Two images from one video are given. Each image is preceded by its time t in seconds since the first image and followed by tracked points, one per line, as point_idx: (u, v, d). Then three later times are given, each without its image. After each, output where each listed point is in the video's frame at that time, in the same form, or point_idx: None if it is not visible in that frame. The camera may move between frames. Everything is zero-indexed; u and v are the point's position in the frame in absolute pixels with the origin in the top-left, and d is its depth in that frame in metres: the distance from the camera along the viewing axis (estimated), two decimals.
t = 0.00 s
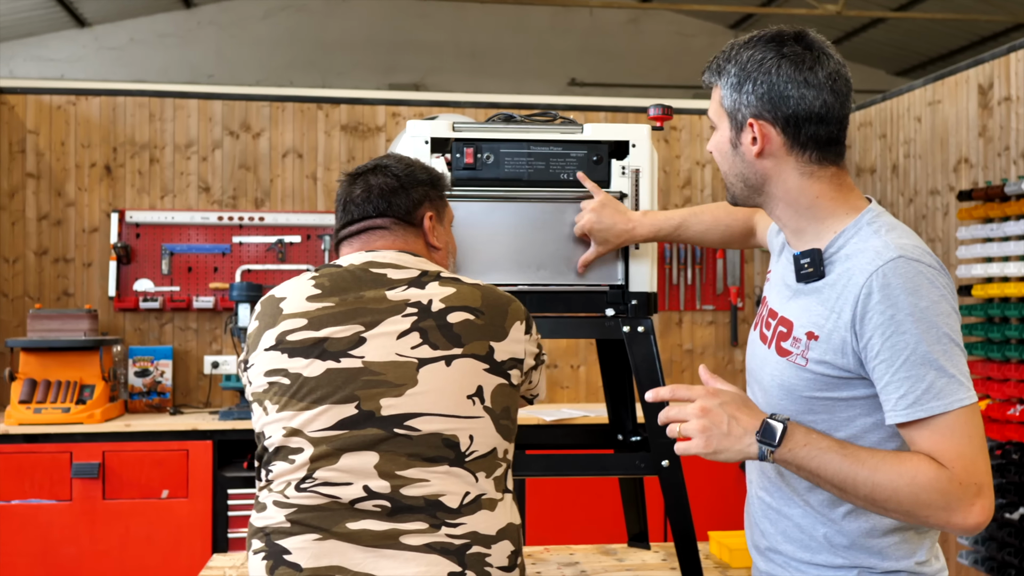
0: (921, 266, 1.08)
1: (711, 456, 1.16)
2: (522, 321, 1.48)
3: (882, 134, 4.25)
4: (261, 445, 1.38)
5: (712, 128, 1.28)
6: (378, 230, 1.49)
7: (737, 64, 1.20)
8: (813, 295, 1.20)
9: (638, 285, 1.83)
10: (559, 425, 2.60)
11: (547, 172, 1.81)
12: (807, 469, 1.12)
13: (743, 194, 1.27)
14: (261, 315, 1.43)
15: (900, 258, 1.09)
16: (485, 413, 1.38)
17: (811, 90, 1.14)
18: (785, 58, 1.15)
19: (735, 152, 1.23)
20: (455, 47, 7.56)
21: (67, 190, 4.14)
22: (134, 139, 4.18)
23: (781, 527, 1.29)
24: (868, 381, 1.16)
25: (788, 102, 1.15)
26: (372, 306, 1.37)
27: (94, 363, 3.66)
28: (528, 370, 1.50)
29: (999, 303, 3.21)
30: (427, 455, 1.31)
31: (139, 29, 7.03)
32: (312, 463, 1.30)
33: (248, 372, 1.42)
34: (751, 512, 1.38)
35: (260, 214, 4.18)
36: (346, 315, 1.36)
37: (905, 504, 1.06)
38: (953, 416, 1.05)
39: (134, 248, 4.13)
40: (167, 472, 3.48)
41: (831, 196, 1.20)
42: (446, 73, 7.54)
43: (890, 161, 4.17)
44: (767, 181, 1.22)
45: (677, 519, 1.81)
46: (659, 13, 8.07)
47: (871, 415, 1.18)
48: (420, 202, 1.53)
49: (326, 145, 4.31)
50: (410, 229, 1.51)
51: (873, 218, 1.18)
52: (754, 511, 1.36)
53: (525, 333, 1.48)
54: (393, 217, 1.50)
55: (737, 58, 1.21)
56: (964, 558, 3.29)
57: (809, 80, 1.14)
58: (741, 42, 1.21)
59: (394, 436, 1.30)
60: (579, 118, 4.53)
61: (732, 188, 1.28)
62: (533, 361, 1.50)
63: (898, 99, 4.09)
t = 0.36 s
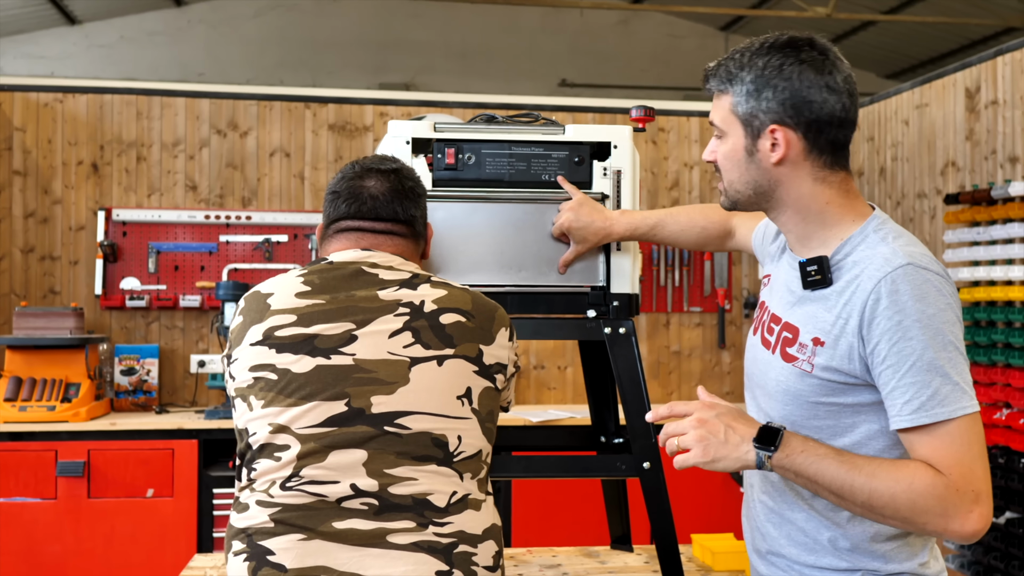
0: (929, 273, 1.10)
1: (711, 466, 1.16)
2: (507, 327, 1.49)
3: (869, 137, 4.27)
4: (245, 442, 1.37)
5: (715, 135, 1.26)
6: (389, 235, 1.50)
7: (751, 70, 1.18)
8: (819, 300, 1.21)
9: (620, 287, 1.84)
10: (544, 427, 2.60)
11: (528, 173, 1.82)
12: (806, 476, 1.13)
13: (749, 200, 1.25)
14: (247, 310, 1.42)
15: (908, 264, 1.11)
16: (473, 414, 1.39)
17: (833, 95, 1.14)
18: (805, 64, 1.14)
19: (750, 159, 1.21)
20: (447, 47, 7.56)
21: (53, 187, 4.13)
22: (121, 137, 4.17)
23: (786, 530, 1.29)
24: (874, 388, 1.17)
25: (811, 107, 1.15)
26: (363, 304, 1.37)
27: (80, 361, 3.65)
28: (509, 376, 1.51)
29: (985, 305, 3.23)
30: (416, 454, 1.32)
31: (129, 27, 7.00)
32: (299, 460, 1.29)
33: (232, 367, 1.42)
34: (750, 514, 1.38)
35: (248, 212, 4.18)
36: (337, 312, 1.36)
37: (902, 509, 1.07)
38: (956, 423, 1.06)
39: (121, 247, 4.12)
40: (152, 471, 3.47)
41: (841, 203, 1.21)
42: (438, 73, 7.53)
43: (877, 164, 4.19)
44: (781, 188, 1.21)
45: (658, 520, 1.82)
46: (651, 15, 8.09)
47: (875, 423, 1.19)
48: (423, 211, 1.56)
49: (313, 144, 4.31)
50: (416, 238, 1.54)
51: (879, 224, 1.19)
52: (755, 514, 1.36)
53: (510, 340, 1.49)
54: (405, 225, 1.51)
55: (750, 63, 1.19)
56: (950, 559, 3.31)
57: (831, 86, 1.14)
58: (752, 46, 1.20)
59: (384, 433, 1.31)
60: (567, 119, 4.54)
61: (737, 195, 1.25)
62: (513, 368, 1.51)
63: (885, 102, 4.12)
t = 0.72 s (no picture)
0: (951, 263, 1.23)
1: (772, 461, 1.19)
2: (508, 332, 1.49)
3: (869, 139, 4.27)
4: (243, 449, 1.37)
5: (803, 129, 1.30)
6: (393, 240, 1.50)
7: (847, 74, 1.32)
8: (842, 293, 1.30)
9: (618, 291, 1.85)
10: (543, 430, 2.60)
11: (526, 178, 1.84)
12: (862, 459, 1.20)
13: (824, 194, 1.31)
14: (245, 316, 1.43)
15: (936, 255, 1.23)
16: (471, 421, 1.39)
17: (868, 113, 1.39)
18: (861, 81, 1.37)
19: (842, 153, 1.32)
20: (447, 50, 7.57)
21: (54, 192, 4.14)
22: (121, 142, 4.18)
23: (799, 522, 1.34)
24: (898, 371, 1.27)
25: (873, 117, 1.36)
26: (361, 310, 1.38)
27: (81, 366, 3.66)
28: (510, 381, 1.51)
29: (984, 307, 3.23)
30: (414, 462, 1.32)
31: (130, 31, 7.02)
32: (297, 468, 1.30)
33: (231, 372, 1.42)
34: (755, 511, 1.42)
35: (248, 216, 4.19)
36: (334, 319, 1.36)
37: (952, 480, 1.18)
38: (987, 396, 1.19)
39: (121, 251, 4.13)
40: (153, 475, 3.47)
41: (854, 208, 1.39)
42: (438, 76, 7.54)
43: (877, 166, 4.19)
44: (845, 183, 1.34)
45: (657, 523, 1.81)
46: (651, 18, 8.11)
47: (895, 405, 1.28)
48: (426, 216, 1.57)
49: (313, 148, 4.32)
50: (419, 242, 1.55)
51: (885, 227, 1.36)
52: (762, 512, 1.40)
53: (510, 344, 1.49)
54: (410, 229, 1.52)
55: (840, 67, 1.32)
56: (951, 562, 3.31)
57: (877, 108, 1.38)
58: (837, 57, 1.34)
59: (382, 441, 1.31)
60: (567, 122, 4.54)
61: (821, 187, 1.30)
62: (515, 371, 1.51)
63: (885, 104, 4.12)
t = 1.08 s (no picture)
0: (940, 260, 1.26)
1: (785, 463, 1.23)
2: (507, 334, 1.49)
3: (869, 140, 4.27)
4: (244, 455, 1.38)
5: (789, 150, 1.31)
6: (390, 245, 1.51)
7: (821, 93, 1.33)
8: (843, 296, 1.31)
9: (619, 294, 1.86)
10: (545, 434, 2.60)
11: (525, 181, 1.84)
12: (867, 452, 1.23)
13: (813, 208, 1.32)
14: (245, 322, 1.44)
15: (926, 254, 1.26)
16: (470, 424, 1.39)
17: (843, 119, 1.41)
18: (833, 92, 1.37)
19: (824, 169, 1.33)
20: (448, 56, 7.59)
21: (56, 200, 4.15)
22: (123, 149, 4.20)
23: (813, 515, 1.33)
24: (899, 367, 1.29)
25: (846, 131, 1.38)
26: (358, 315, 1.38)
27: (84, 373, 3.66)
28: (510, 383, 1.51)
29: (986, 307, 3.23)
30: (412, 465, 1.32)
31: (132, 39, 7.05)
32: (297, 473, 1.30)
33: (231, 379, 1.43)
34: (763, 508, 1.42)
35: (249, 223, 4.20)
36: (332, 324, 1.37)
37: (951, 466, 1.21)
38: (982, 383, 1.22)
39: (123, 258, 4.14)
40: (156, 482, 3.48)
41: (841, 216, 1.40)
42: (439, 81, 7.55)
43: (878, 167, 4.19)
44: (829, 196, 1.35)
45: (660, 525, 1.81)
46: (651, 21, 8.12)
47: (898, 400, 1.29)
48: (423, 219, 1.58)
49: (314, 154, 4.33)
50: (417, 245, 1.55)
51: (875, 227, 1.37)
52: (773, 509, 1.39)
53: (509, 346, 1.49)
54: (406, 233, 1.53)
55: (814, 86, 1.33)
56: (955, 563, 3.30)
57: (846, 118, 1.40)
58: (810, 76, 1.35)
59: (380, 445, 1.31)
60: (567, 126, 4.55)
61: (812, 204, 1.31)
62: (515, 374, 1.51)
63: (884, 105, 4.12)
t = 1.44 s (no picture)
0: (930, 261, 1.26)
1: (762, 448, 1.26)
2: (503, 332, 1.50)
3: (869, 138, 4.27)
4: (245, 455, 1.37)
5: (739, 154, 1.33)
6: (384, 247, 1.51)
7: (783, 94, 1.32)
8: (833, 294, 1.30)
9: (616, 293, 1.86)
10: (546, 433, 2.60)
11: (523, 181, 1.85)
12: (843, 445, 1.23)
13: (772, 212, 1.34)
14: (243, 324, 1.43)
15: (916, 254, 1.25)
16: (471, 419, 1.39)
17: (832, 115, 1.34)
18: (808, 93, 1.33)
19: (782, 172, 1.32)
20: (448, 57, 7.58)
21: (56, 204, 4.16)
22: (122, 153, 4.20)
23: (804, 509, 1.33)
24: (888, 365, 1.28)
25: (827, 127, 1.33)
26: (358, 314, 1.38)
27: (85, 377, 3.66)
28: (507, 380, 1.51)
29: (986, 304, 3.23)
30: (416, 460, 1.32)
31: (131, 42, 7.06)
32: (300, 471, 1.30)
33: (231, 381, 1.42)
34: (757, 503, 1.42)
35: (249, 225, 4.20)
36: (332, 323, 1.37)
37: (925, 464, 1.20)
38: (968, 383, 1.22)
39: (123, 262, 4.15)
40: (159, 485, 3.48)
41: (833, 213, 1.36)
42: (439, 83, 7.55)
43: (877, 165, 4.19)
44: (798, 198, 1.33)
45: (660, 524, 1.81)
46: (650, 21, 8.11)
47: (888, 397, 1.29)
48: (416, 222, 1.58)
49: (313, 156, 4.33)
50: (411, 247, 1.55)
51: (868, 228, 1.34)
52: (766, 503, 1.39)
53: (506, 343, 1.50)
54: (399, 235, 1.53)
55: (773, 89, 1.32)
56: (956, 560, 3.30)
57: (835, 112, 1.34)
58: (782, 77, 1.34)
59: (383, 441, 1.31)
60: (567, 126, 4.54)
61: (764, 208, 1.33)
62: (511, 371, 1.52)
63: (884, 103, 4.12)
